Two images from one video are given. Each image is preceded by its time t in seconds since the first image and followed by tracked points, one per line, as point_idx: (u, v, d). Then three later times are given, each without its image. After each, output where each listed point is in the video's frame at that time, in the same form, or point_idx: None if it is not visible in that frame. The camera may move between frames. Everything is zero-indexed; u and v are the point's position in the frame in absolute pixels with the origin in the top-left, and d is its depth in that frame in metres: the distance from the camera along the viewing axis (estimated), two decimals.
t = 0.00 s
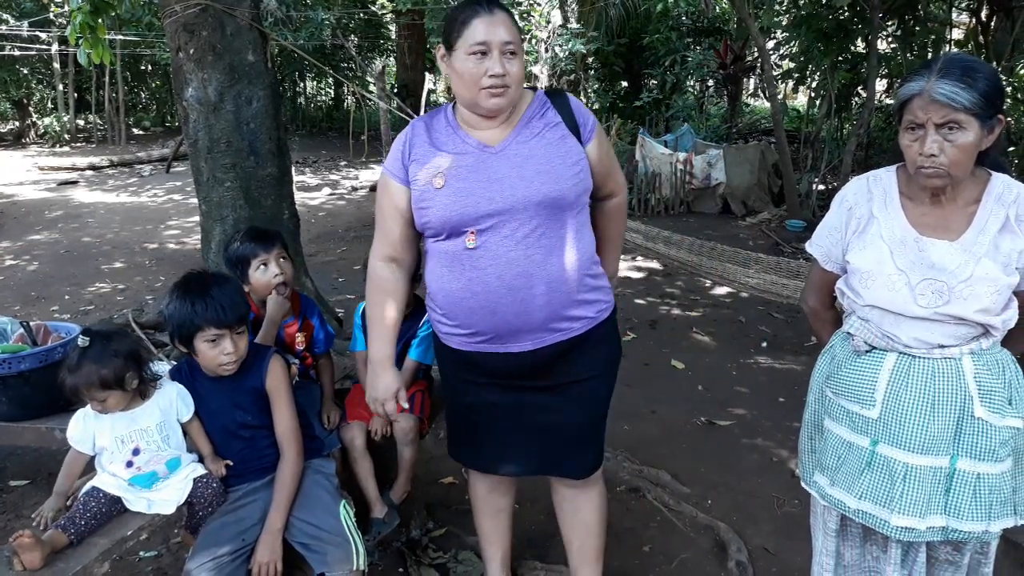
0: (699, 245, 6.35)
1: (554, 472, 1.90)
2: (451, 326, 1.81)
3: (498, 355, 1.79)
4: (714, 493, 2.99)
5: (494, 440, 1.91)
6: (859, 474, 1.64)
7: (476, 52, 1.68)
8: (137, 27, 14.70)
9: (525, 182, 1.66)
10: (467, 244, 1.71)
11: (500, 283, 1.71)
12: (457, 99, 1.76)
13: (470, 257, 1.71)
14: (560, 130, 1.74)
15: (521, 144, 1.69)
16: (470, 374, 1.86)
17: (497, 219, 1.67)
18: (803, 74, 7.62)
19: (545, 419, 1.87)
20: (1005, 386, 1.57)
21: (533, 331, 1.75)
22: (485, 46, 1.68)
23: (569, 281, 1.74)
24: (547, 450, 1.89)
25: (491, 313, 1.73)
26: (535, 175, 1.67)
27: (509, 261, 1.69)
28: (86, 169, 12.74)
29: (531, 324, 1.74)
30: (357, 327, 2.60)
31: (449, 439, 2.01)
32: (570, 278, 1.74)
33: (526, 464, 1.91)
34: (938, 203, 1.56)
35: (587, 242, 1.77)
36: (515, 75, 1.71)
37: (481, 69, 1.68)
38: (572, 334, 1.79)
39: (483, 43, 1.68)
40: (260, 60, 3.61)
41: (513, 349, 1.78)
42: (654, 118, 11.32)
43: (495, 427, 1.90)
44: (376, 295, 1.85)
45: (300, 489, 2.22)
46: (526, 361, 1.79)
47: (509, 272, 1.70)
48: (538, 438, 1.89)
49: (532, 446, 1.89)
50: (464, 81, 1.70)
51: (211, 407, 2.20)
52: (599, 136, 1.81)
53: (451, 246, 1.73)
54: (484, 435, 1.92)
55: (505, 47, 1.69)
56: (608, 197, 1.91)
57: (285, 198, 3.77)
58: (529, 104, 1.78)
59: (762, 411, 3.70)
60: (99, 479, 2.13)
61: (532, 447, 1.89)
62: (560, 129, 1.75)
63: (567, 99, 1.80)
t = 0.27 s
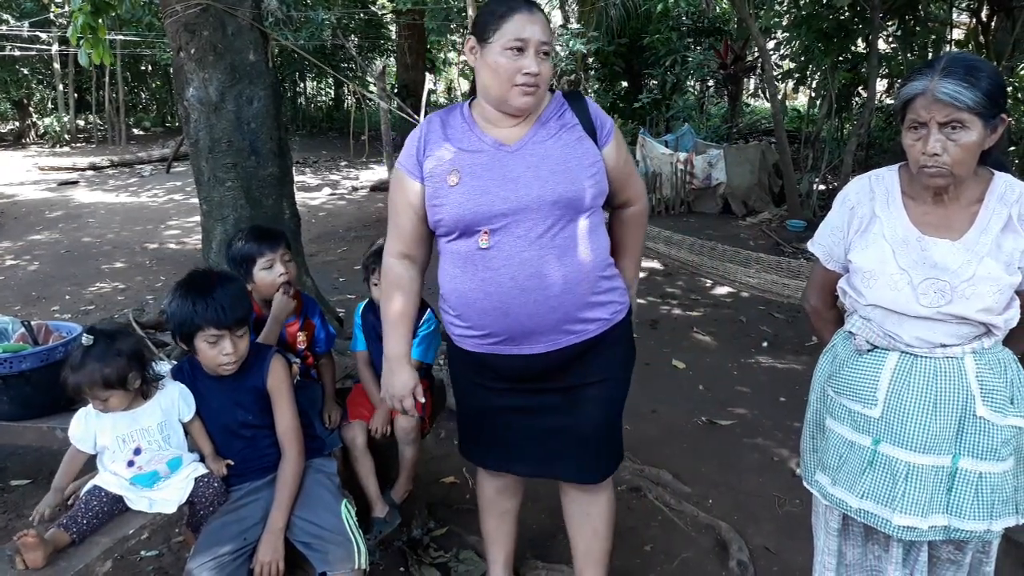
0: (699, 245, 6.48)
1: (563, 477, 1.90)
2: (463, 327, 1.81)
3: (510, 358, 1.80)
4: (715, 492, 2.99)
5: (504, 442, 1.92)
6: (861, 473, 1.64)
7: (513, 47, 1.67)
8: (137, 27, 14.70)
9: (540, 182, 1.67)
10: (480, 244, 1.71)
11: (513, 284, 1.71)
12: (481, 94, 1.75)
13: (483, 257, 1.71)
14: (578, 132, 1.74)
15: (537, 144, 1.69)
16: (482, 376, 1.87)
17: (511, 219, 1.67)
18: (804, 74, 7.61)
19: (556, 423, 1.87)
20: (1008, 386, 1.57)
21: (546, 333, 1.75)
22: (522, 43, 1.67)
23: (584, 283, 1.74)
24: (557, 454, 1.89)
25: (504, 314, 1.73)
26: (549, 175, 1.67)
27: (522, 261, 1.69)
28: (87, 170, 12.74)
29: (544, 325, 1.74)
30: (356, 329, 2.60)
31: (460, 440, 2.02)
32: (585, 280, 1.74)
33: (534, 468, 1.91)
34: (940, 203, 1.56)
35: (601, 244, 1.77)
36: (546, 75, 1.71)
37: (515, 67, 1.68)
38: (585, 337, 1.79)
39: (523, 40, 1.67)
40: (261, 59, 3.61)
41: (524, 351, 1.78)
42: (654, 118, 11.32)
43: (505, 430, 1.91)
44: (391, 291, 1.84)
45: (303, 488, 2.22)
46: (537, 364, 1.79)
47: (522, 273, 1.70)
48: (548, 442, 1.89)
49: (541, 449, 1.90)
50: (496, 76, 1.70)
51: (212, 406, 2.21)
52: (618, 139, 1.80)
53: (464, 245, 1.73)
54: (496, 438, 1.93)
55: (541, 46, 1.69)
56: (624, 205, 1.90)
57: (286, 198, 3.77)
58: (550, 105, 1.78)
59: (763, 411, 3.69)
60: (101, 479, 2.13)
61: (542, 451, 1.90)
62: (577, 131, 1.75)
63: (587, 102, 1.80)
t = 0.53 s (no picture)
0: (698, 245, 6.50)
1: (573, 482, 1.90)
2: (472, 330, 1.82)
3: (520, 362, 1.80)
4: (715, 492, 2.99)
5: (514, 445, 1.93)
6: (860, 472, 1.65)
7: (518, 49, 1.68)
8: (137, 28, 14.70)
9: (548, 183, 1.66)
10: (488, 246, 1.71)
11: (521, 286, 1.71)
12: (488, 96, 1.75)
13: (491, 259, 1.71)
14: (587, 132, 1.74)
15: (544, 145, 1.69)
16: (492, 380, 1.88)
17: (519, 220, 1.67)
18: (803, 74, 7.61)
19: (565, 427, 1.87)
20: (1007, 385, 1.57)
21: (555, 334, 1.76)
22: (527, 44, 1.68)
23: (594, 284, 1.74)
24: (566, 458, 1.90)
25: (514, 316, 1.74)
26: (556, 176, 1.67)
27: (531, 263, 1.69)
28: (86, 170, 12.74)
29: (553, 327, 1.74)
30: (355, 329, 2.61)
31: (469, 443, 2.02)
32: (595, 281, 1.74)
33: (543, 471, 1.92)
34: (939, 202, 1.56)
35: (611, 245, 1.76)
36: (552, 76, 1.71)
37: (519, 68, 1.68)
38: (596, 339, 1.79)
39: (527, 41, 1.67)
40: (261, 60, 3.62)
41: (533, 353, 1.78)
42: (654, 118, 11.33)
43: (514, 433, 1.92)
44: (402, 297, 1.84)
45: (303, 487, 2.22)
46: (548, 367, 1.80)
47: (531, 275, 1.70)
48: (557, 445, 1.89)
49: (550, 453, 1.90)
50: (502, 77, 1.70)
51: (211, 406, 2.21)
52: (628, 139, 1.80)
53: (472, 248, 1.73)
54: (506, 442, 1.94)
55: (546, 47, 1.69)
56: (636, 206, 1.88)
57: (286, 198, 3.78)
58: (557, 105, 1.77)
59: (762, 411, 3.70)
60: (101, 478, 2.14)
61: (550, 454, 1.90)
62: (586, 131, 1.74)
63: (596, 102, 1.79)
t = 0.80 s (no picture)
0: (695, 245, 6.51)
1: (572, 483, 1.90)
2: (473, 332, 1.82)
3: (520, 362, 1.80)
4: (712, 492, 2.99)
5: (515, 446, 1.93)
6: (856, 471, 1.65)
7: (511, 49, 1.68)
8: (135, 28, 14.69)
9: (543, 185, 1.66)
10: (485, 248, 1.71)
11: (519, 288, 1.71)
12: (483, 97, 1.75)
13: (488, 261, 1.72)
14: (584, 132, 1.73)
15: (540, 146, 1.69)
16: (492, 381, 1.88)
17: (515, 222, 1.67)
18: (801, 75, 7.62)
19: (565, 428, 1.87)
20: (1003, 385, 1.57)
21: (554, 336, 1.76)
22: (521, 44, 1.68)
23: (592, 286, 1.73)
24: (565, 459, 1.89)
25: (514, 319, 1.74)
26: (552, 177, 1.67)
27: (528, 265, 1.69)
28: (84, 171, 12.73)
29: (551, 329, 1.75)
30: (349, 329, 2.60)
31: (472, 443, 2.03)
32: (593, 283, 1.73)
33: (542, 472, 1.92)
34: (936, 201, 1.56)
35: (610, 245, 1.76)
36: (546, 76, 1.71)
37: (512, 70, 1.68)
38: (596, 340, 1.79)
39: (518, 41, 1.67)
40: (259, 60, 3.61)
41: (532, 354, 1.79)
42: (652, 119, 11.34)
43: (515, 434, 1.92)
44: (403, 300, 1.85)
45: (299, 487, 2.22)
46: (548, 368, 1.80)
47: (528, 277, 1.70)
48: (556, 446, 1.89)
49: (549, 454, 1.90)
50: (496, 79, 1.70)
51: (208, 406, 2.20)
52: (626, 138, 1.79)
53: (469, 250, 1.74)
54: (506, 443, 1.94)
55: (540, 47, 1.69)
56: (638, 204, 1.87)
57: (283, 199, 3.77)
58: (553, 104, 1.77)
59: (759, 411, 3.70)
60: (98, 478, 2.14)
61: (550, 456, 1.90)
62: (583, 131, 1.74)
63: (593, 100, 1.79)
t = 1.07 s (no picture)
0: (694, 245, 6.51)
1: (569, 484, 1.89)
2: (467, 333, 1.83)
3: (516, 362, 1.80)
4: (711, 492, 2.99)
5: (512, 446, 1.93)
6: (854, 471, 1.65)
7: (508, 50, 1.68)
8: (134, 29, 14.70)
9: (534, 187, 1.66)
10: (478, 248, 1.72)
11: (511, 290, 1.71)
12: (479, 97, 1.75)
13: (481, 263, 1.72)
14: (578, 133, 1.73)
15: (533, 147, 1.69)
16: (490, 381, 1.88)
17: (507, 224, 1.67)
18: (800, 76, 7.63)
19: (562, 428, 1.87)
20: (1001, 385, 1.57)
21: (547, 337, 1.76)
22: (517, 45, 1.68)
23: (584, 288, 1.73)
24: (562, 459, 1.89)
25: (507, 320, 1.75)
26: (544, 179, 1.66)
27: (519, 267, 1.70)
28: (83, 172, 12.73)
29: (543, 331, 1.75)
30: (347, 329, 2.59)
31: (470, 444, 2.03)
32: (585, 285, 1.73)
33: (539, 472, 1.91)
34: (934, 201, 1.56)
35: (604, 247, 1.75)
36: (543, 76, 1.70)
37: (510, 70, 1.68)
38: (589, 342, 1.78)
39: (517, 41, 1.67)
40: (257, 60, 3.61)
41: (527, 355, 1.79)
42: (651, 120, 11.36)
43: (512, 434, 1.92)
44: (396, 297, 1.86)
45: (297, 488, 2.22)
46: (543, 369, 1.80)
47: (519, 279, 1.70)
48: (554, 447, 1.89)
49: (546, 454, 1.90)
50: (492, 79, 1.70)
51: (205, 407, 2.20)
52: (622, 139, 1.78)
53: (462, 251, 1.75)
54: (503, 443, 1.94)
55: (537, 47, 1.69)
56: (636, 206, 1.88)
57: (282, 199, 3.77)
58: (550, 105, 1.77)
59: (758, 411, 3.70)
60: (95, 478, 2.13)
61: (547, 456, 1.90)
62: (578, 131, 1.73)
63: (591, 101, 1.79)
